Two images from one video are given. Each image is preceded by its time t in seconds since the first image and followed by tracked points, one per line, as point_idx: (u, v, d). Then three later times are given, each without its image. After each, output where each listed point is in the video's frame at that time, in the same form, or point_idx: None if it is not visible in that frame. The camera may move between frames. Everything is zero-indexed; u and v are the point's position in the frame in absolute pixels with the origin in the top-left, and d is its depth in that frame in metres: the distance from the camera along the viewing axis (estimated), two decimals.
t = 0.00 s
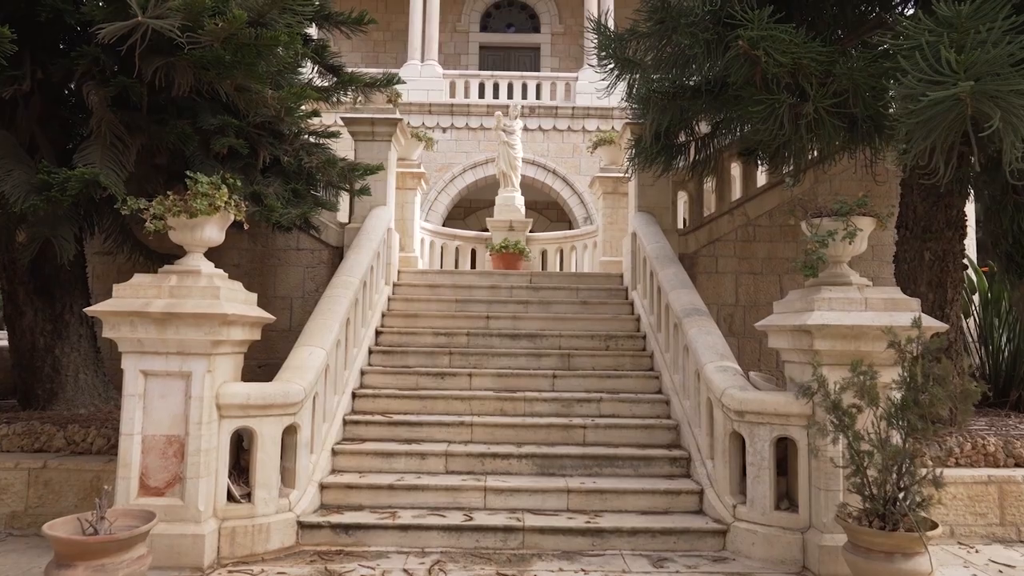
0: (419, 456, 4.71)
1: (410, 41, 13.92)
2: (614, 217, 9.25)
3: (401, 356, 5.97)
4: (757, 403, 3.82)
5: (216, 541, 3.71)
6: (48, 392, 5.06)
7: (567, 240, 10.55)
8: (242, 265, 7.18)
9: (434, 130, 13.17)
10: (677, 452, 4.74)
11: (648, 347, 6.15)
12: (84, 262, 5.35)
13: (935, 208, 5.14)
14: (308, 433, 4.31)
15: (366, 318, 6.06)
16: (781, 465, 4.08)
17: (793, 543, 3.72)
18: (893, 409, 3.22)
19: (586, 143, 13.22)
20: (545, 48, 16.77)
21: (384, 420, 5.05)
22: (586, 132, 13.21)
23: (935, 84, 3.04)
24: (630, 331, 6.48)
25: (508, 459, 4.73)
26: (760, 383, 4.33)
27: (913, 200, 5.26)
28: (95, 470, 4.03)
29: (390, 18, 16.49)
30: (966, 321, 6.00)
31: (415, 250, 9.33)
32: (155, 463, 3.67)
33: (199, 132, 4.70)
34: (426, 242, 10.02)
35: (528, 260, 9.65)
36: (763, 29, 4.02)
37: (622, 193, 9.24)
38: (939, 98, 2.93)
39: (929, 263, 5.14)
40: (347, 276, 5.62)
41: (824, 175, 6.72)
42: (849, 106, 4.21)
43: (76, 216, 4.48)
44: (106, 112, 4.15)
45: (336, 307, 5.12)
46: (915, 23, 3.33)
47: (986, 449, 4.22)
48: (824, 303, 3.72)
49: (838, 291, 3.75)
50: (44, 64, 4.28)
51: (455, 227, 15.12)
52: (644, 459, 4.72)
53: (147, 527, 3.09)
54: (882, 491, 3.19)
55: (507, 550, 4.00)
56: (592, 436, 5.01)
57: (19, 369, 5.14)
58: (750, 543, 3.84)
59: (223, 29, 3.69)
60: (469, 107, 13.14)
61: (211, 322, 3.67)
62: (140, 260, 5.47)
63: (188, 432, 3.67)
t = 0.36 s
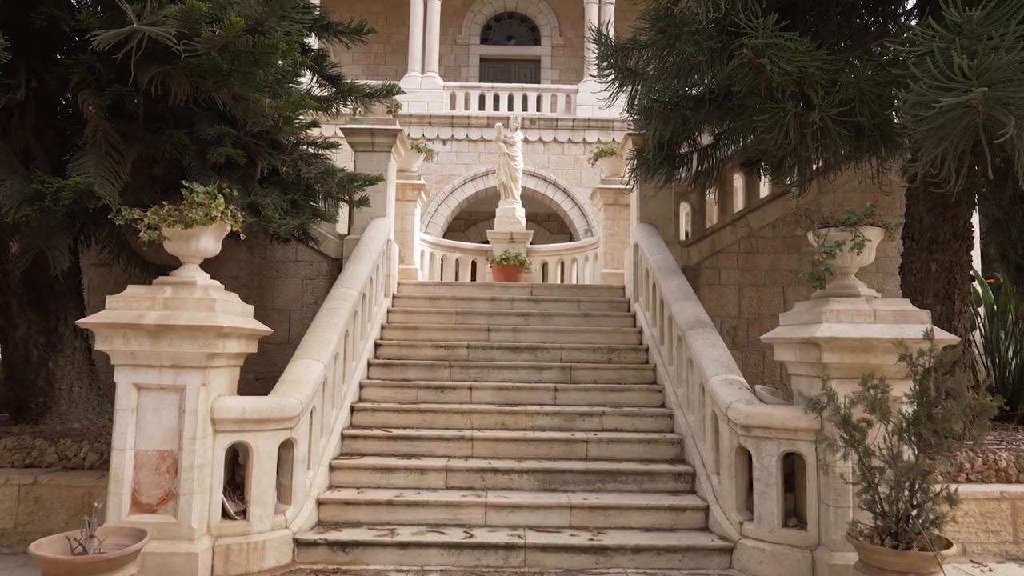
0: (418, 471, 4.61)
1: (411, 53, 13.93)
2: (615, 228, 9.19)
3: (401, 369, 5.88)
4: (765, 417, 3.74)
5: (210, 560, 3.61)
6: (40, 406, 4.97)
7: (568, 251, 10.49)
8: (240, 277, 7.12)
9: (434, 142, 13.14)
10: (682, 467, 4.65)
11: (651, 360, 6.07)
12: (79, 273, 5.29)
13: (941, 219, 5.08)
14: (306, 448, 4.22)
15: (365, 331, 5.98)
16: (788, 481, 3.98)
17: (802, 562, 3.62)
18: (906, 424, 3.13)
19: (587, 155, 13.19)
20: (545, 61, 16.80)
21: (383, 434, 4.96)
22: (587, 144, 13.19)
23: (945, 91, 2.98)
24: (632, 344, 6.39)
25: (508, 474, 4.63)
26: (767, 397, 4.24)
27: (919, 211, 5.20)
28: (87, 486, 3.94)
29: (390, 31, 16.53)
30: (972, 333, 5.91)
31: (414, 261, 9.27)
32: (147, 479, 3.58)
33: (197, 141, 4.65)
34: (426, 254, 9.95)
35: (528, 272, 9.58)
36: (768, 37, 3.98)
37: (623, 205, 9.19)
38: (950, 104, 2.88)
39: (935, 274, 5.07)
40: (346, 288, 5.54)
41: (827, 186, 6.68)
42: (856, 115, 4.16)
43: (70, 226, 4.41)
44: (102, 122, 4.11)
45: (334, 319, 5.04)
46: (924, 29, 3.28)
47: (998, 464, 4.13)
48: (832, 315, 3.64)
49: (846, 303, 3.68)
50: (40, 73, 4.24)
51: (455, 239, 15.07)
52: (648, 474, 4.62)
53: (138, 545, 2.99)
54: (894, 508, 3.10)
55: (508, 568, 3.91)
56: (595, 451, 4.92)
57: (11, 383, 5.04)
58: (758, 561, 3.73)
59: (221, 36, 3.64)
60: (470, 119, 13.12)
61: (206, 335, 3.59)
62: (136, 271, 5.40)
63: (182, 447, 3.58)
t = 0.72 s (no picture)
0: (418, 483, 4.52)
1: (411, 62, 13.92)
2: (617, 237, 9.13)
3: (400, 379, 5.80)
4: (772, 428, 3.65)
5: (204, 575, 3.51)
6: (34, 416, 4.88)
7: (569, 261, 10.43)
8: (239, 286, 7.06)
9: (435, 151, 13.11)
10: (687, 479, 4.56)
11: (654, 370, 5.99)
12: (73, 282, 5.22)
13: (948, 226, 5.02)
14: (303, 460, 4.14)
15: (365, 340, 5.91)
16: (796, 494, 3.89)
17: None
18: (919, 435, 3.05)
19: (588, 164, 13.16)
20: (545, 71, 16.81)
21: (382, 445, 4.87)
22: (587, 153, 13.15)
23: (956, 95, 2.93)
24: (634, 353, 6.31)
25: (510, 486, 4.54)
26: (774, 407, 4.16)
27: (925, 218, 5.14)
28: (79, 498, 3.86)
29: (390, 41, 16.55)
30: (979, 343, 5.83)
31: (414, 270, 9.20)
32: (140, 492, 3.49)
33: (195, 148, 4.59)
34: (426, 264, 9.89)
35: (529, 281, 9.51)
36: (773, 42, 3.93)
37: (624, 214, 9.13)
38: (962, 107, 2.82)
39: (942, 283, 5.00)
40: (345, 296, 5.47)
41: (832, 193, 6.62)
42: (862, 120, 4.10)
43: (65, 233, 4.35)
44: (98, 127, 4.05)
45: (333, 328, 4.97)
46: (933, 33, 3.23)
47: (1009, 476, 4.04)
48: (841, 323, 3.57)
49: (855, 311, 3.60)
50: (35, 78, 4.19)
51: (455, 248, 15.01)
52: (652, 487, 4.54)
53: (128, 560, 2.90)
54: (907, 522, 3.01)
55: None
56: (598, 463, 4.83)
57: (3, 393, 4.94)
58: None
59: (218, 41, 3.59)
60: (470, 128, 13.10)
61: (201, 344, 3.51)
62: (131, 279, 5.34)
63: (176, 459, 3.50)
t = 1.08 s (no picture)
0: (415, 496, 4.40)
1: (411, 70, 13.87)
2: (617, 245, 9.04)
3: (398, 390, 5.68)
4: (779, 439, 3.54)
5: None
6: (21, 427, 4.78)
7: (569, 269, 10.33)
8: (234, 295, 6.95)
9: (434, 160, 13.04)
10: (691, 492, 4.43)
11: (656, 380, 5.88)
12: (62, 288, 5.07)
13: (956, 233, 4.92)
14: (297, 472, 4.02)
15: (362, 350, 5.80)
16: (805, 507, 3.77)
17: None
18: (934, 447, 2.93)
19: (588, 173, 13.09)
20: (545, 80, 16.79)
21: (378, 457, 4.75)
22: (588, 162, 13.08)
23: (969, 93, 2.83)
24: (636, 363, 6.20)
25: (510, 499, 4.42)
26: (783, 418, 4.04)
27: (932, 224, 5.04)
28: (64, 512, 3.75)
29: (390, 50, 16.54)
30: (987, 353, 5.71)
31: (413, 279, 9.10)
32: (126, 506, 3.37)
33: (188, 153, 4.50)
34: (425, 272, 9.79)
35: (529, 290, 9.40)
36: (778, 43, 3.86)
37: (625, 222, 9.05)
38: (976, 106, 2.73)
39: (951, 290, 4.89)
40: (341, 304, 5.37)
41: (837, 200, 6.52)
42: (870, 123, 4.01)
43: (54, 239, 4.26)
44: (88, 131, 3.96)
45: (329, 336, 4.86)
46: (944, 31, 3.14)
47: None
48: (850, 331, 3.46)
49: (865, 318, 3.50)
50: (25, 81, 4.11)
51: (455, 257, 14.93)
52: (655, 499, 4.41)
53: None
54: (923, 537, 2.89)
55: None
56: (600, 475, 4.72)
57: None
58: None
59: (211, 42, 3.51)
60: (470, 137, 13.04)
61: (190, 352, 3.41)
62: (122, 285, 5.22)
63: (164, 471, 3.38)
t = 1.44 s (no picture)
0: (411, 512, 4.25)
1: (410, 79, 13.80)
2: (618, 254, 8.91)
3: (394, 402, 5.53)
4: (791, 452, 3.39)
5: None
6: (5, 441, 4.62)
7: (569, 279, 10.20)
8: (228, 304, 6.80)
9: (433, 169, 12.95)
10: (697, 507, 4.28)
11: (659, 391, 5.73)
12: (49, 296, 4.91)
13: (967, 239, 4.78)
14: (287, 487, 3.87)
15: (357, 360, 5.66)
16: (817, 524, 3.61)
17: None
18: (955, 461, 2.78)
19: (588, 182, 12.98)
20: (545, 89, 16.74)
21: (373, 471, 4.60)
22: (588, 171, 12.99)
23: (989, 91, 2.71)
24: (638, 374, 6.06)
25: (509, 515, 4.27)
26: (792, 431, 3.89)
27: (942, 231, 4.91)
28: (44, 530, 3.59)
29: (390, 60, 16.50)
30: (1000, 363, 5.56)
31: (411, 289, 8.97)
32: (106, 524, 3.22)
33: (178, 157, 4.38)
34: (423, 282, 9.66)
35: (529, 299, 9.26)
36: (785, 43, 3.76)
37: (626, 231, 8.93)
38: (996, 103, 2.60)
39: (962, 298, 4.75)
40: (336, 314, 5.23)
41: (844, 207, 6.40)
42: (880, 125, 3.89)
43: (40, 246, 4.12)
44: (74, 134, 3.83)
45: (322, 346, 4.72)
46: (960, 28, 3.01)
47: None
48: (863, 339, 3.33)
49: (878, 326, 3.36)
50: (9, 82, 3.99)
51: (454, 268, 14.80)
52: (660, 515, 4.26)
53: None
54: (946, 557, 2.73)
55: None
56: (602, 489, 4.56)
57: None
58: None
59: (199, 41, 3.39)
60: (469, 146, 12.96)
61: (175, 363, 3.27)
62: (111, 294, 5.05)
63: (146, 487, 3.23)
